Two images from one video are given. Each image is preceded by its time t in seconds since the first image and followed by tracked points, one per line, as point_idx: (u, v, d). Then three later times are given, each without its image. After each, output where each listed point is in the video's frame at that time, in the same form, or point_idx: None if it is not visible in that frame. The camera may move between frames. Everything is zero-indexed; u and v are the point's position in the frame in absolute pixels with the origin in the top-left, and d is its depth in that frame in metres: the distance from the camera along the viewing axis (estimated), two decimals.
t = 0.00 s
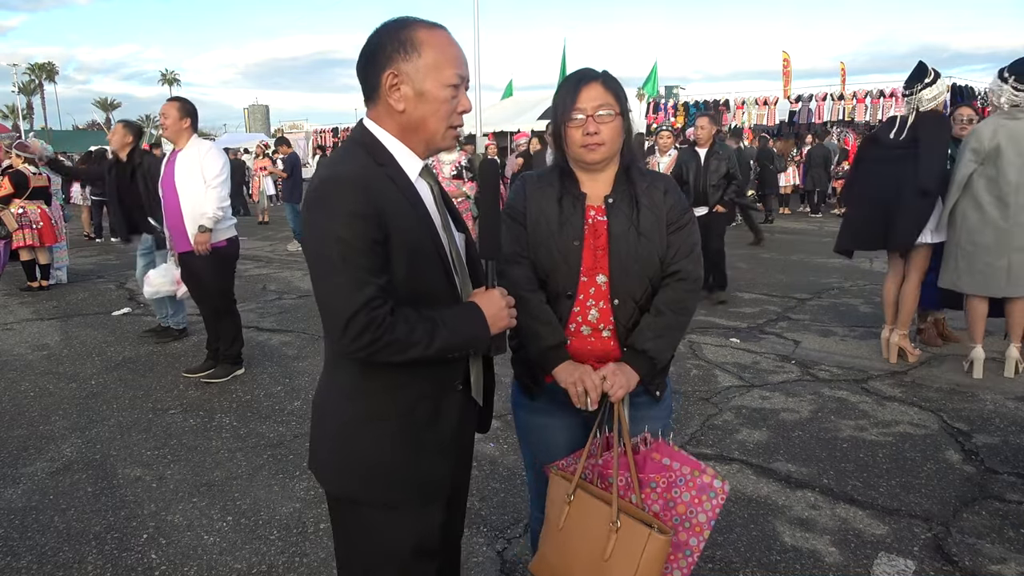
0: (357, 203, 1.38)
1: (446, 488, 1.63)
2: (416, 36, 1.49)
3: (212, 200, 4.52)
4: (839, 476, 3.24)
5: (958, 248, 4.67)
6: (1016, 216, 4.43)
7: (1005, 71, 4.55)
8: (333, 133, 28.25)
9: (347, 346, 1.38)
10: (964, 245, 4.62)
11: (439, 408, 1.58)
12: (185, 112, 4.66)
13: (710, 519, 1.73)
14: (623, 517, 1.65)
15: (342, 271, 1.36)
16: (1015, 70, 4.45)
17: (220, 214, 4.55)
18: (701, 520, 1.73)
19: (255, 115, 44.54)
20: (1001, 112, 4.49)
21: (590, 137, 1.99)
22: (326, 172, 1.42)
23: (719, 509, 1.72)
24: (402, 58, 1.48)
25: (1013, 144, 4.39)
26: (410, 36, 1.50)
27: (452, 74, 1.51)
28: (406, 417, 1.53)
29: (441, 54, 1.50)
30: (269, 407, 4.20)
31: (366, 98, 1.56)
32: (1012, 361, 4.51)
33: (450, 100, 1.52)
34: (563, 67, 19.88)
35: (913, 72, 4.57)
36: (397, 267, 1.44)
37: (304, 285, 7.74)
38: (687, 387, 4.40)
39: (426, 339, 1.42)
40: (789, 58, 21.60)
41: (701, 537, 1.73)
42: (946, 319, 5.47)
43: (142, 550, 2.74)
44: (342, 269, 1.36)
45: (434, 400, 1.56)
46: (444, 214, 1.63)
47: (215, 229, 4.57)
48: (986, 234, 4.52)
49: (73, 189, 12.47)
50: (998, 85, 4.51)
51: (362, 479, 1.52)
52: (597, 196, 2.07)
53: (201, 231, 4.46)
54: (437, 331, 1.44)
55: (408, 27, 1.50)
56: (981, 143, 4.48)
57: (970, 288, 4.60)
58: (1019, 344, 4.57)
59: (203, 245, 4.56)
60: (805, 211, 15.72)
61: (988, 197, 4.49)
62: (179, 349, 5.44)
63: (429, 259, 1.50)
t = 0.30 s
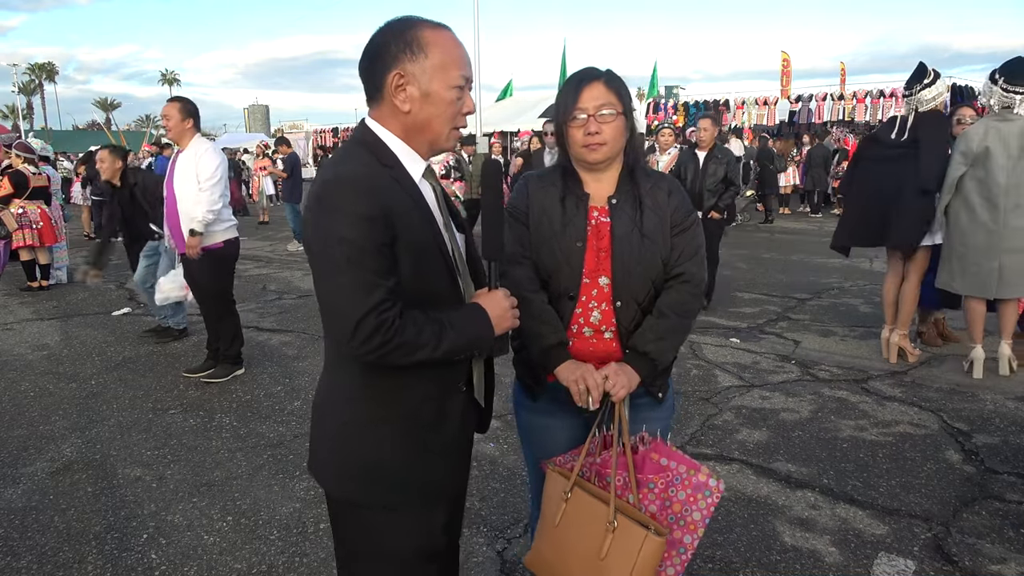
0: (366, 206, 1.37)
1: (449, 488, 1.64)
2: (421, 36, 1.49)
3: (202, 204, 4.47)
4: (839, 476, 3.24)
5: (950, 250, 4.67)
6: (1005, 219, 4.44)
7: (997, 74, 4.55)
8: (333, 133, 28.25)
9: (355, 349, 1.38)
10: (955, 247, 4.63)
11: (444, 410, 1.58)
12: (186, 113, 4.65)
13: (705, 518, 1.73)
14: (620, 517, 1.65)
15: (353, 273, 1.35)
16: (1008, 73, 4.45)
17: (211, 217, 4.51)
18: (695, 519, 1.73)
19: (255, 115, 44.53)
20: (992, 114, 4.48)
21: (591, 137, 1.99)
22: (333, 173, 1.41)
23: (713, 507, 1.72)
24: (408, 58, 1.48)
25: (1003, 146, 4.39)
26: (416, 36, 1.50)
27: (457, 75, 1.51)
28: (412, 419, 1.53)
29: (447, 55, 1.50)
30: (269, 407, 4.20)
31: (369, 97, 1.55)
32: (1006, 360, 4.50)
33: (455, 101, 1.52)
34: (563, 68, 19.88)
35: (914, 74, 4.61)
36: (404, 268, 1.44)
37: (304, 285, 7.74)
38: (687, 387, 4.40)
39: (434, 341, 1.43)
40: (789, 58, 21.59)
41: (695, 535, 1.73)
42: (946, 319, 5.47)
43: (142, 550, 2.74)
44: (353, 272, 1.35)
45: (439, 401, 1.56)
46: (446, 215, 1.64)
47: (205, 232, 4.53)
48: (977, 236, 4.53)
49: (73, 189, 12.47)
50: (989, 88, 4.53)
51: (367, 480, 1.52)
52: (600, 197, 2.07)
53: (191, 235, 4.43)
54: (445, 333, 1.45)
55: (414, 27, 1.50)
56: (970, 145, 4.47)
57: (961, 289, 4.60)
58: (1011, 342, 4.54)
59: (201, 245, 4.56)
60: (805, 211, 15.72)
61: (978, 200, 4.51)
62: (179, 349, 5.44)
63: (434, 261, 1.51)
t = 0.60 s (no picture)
0: (378, 208, 1.37)
1: (452, 490, 1.64)
2: (427, 36, 1.49)
3: (202, 203, 4.48)
4: (839, 476, 3.24)
5: (953, 250, 4.70)
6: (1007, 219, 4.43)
7: (999, 75, 4.57)
8: (333, 133, 28.26)
9: (366, 352, 1.38)
10: (957, 247, 4.67)
11: (449, 412, 1.59)
12: (193, 112, 4.65)
13: (705, 518, 1.73)
14: (615, 518, 1.65)
15: (364, 276, 1.34)
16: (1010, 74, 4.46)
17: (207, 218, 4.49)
18: (696, 519, 1.73)
19: (255, 115, 44.53)
20: (995, 115, 4.49)
21: (593, 137, 1.99)
22: (342, 177, 1.40)
23: (713, 507, 1.72)
24: (414, 58, 1.48)
25: (1004, 146, 4.38)
26: (422, 36, 1.50)
27: (463, 75, 1.52)
28: (418, 421, 1.53)
29: (452, 55, 1.50)
30: (269, 407, 4.20)
31: (373, 97, 1.55)
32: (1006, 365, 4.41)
33: (461, 102, 1.52)
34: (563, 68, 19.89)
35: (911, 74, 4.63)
36: (413, 270, 1.44)
37: (304, 285, 7.74)
38: (687, 387, 4.40)
39: (444, 342, 1.44)
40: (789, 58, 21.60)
41: (695, 536, 1.72)
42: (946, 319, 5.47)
43: (142, 550, 2.74)
44: (364, 274, 1.34)
45: (444, 403, 1.57)
46: (449, 217, 1.64)
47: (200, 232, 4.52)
48: (978, 236, 4.55)
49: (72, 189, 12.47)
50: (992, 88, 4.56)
51: (372, 482, 1.51)
52: (602, 197, 2.07)
53: (184, 232, 4.43)
54: (454, 335, 1.45)
55: (419, 27, 1.50)
56: (971, 145, 4.47)
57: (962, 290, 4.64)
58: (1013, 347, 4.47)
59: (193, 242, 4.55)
60: (805, 211, 15.72)
61: (979, 200, 4.52)
62: (179, 349, 5.44)
63: (440, 263, 1.51)
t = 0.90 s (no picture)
0: (387, 209, 1.37)
1: (455, 491, 1.64)
2: (432, 36, 1.49)
3: (201, 199, 4.48)
4: (839, 476, 3.24)
5: (960, 248, 4.70)
6: (1014, 216, 4.42)
7: (1008, 74, 4.57)
8: (333, 133, 28.26)
9: (375, 352, 1.38)
10: (964, 245, 4.66)
11: (453, 413, 1.59)
12: (197, 111, 4.65)
13: (704, 522, 1.73)
14: (609, 519, 1.64)
15: (374, 278, 1.34)
16: (1017, 72, 4.47)
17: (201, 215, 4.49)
18: (694, 523, 1.74)
19: (255, 115, 44.53)
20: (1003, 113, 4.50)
21: (594, 137, 1.99)
22: (350, 179, 1.40)
23: (713, 512, 1.72)
24: (419, 58, 1.48)
25: (1011, 142, 4.38)
26: (427, 37, 1.49)
27: (467, 75, 1.52)
28: (424, 423, 1.53)
29: (456, 55, 1.50)
30: (269, 407, 4.20)
31: (376, 96, 1.55)
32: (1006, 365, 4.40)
33: (465, 102, 1.53)
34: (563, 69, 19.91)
35: (909, 76, 4.69)
36: (421, 270, 1.44)
37: (304, 285, 7.74)
38: (687, 387, 4.40)
39: (453, 343, 1.44)
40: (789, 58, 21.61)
41: (694, 539, 1.73)
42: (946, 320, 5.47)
43: (142, 550, 2.74)
44: (373, 276, 1.34)
45: (448, 404, 1.57)
46: (452, 218, 1.65)
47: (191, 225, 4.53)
48: (985, 234, 4.54)
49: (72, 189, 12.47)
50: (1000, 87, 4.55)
51: (376, 484, 1.51)
52: (603, 198, 2.07)
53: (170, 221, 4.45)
54: (462, 335, 1.45)
55: (423, 27, 1.50)
56: (978, 142, 4.49)
57: (970, 288, 4.61)
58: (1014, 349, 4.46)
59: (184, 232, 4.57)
60: (805, 211, 15.72)
61: (986, 197, 4.51)
62: (179, 349, 5.43)
63: (446, 264, 1.52)
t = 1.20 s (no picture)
0: (391, 210, 1.37)
1: (455, 492, 1.64)
2: (435, 36, 1.49)
3: (215, 200, 4.49)
4: (839, 476, 3.24)
5: (968, 249, 4.68)
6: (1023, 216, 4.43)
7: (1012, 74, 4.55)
8: (333, 133, 28.27)
9: (380, 354, 1.37)
10: (973, 245, 4.64)
11: (455, 413, 1.59)
12: (196, 111, 4.66)
13: (704, 524, 1.73)
14: (613, 521, 1.64)
15: (378, 278, 1.34)
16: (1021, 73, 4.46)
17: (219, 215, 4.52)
18: (694, 525, 1.74)
19: (255, 115, 44.53)
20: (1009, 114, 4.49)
21: (596, 137, 1.99)
22: (353, 180, 1.40)
23: (713, 514, 1.73)
24: (422, 58, 1.48)
25: (1018, 142, 4.38)
26: (430, 37, 1.49)
27: (470, 75, 1.52)
28: (425, 423, 1.53)
29: (459, 55, 1.51)
30: (269, 407, 4.20)
31: (377, 96, 1.55)
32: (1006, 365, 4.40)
33: (467, 102, 1.53)
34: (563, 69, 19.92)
35: (907, 76, 4.70)
36: (424, 271, 1.44)
37: (304, 285, 7.75)
38: (687, 386, 4.40)
39: (457, 343, 1.44)
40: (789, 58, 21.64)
41: (694, 541, 1.74)
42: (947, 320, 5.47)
43: (142, 550, 2.74)
44: (378, 277, 1.34)
45: (450, 404, 1.57)
46: (453, 219, 1.65)
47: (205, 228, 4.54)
48: (993, 234, 4.54)
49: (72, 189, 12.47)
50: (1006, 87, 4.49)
51: (377, 485, 1.51)
52: (605, 198, 2.07)
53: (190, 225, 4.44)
54: (466, 335, 1.46)
55: (426, 27, 1.50)
56: (985, 142, 4.50)
57: (983, 291, 4.57)
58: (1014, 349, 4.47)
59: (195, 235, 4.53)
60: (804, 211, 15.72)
61: (994, 197, 4.50)
62: (179, 349, 5.43)
63: (449, 265, 1.52)
